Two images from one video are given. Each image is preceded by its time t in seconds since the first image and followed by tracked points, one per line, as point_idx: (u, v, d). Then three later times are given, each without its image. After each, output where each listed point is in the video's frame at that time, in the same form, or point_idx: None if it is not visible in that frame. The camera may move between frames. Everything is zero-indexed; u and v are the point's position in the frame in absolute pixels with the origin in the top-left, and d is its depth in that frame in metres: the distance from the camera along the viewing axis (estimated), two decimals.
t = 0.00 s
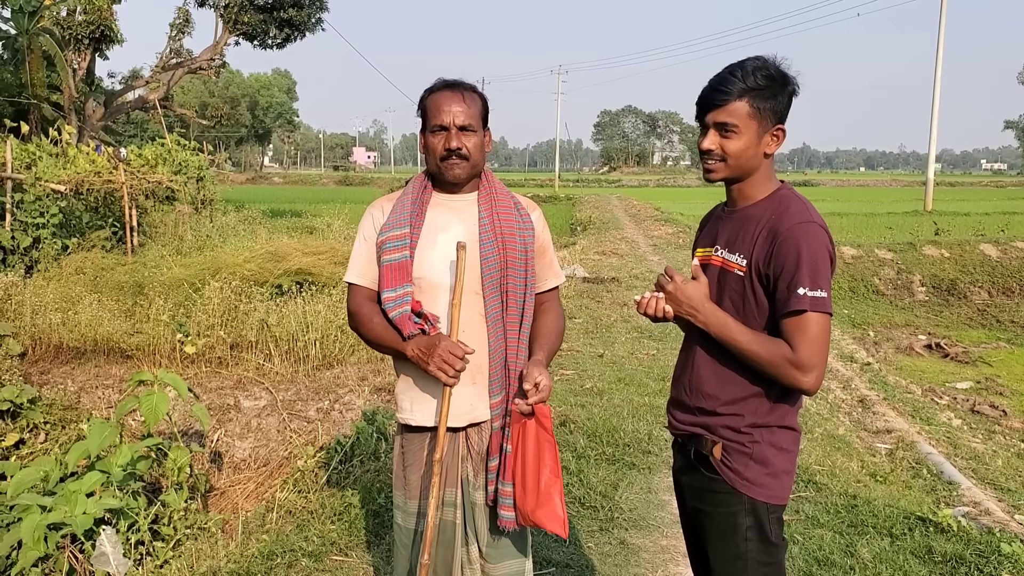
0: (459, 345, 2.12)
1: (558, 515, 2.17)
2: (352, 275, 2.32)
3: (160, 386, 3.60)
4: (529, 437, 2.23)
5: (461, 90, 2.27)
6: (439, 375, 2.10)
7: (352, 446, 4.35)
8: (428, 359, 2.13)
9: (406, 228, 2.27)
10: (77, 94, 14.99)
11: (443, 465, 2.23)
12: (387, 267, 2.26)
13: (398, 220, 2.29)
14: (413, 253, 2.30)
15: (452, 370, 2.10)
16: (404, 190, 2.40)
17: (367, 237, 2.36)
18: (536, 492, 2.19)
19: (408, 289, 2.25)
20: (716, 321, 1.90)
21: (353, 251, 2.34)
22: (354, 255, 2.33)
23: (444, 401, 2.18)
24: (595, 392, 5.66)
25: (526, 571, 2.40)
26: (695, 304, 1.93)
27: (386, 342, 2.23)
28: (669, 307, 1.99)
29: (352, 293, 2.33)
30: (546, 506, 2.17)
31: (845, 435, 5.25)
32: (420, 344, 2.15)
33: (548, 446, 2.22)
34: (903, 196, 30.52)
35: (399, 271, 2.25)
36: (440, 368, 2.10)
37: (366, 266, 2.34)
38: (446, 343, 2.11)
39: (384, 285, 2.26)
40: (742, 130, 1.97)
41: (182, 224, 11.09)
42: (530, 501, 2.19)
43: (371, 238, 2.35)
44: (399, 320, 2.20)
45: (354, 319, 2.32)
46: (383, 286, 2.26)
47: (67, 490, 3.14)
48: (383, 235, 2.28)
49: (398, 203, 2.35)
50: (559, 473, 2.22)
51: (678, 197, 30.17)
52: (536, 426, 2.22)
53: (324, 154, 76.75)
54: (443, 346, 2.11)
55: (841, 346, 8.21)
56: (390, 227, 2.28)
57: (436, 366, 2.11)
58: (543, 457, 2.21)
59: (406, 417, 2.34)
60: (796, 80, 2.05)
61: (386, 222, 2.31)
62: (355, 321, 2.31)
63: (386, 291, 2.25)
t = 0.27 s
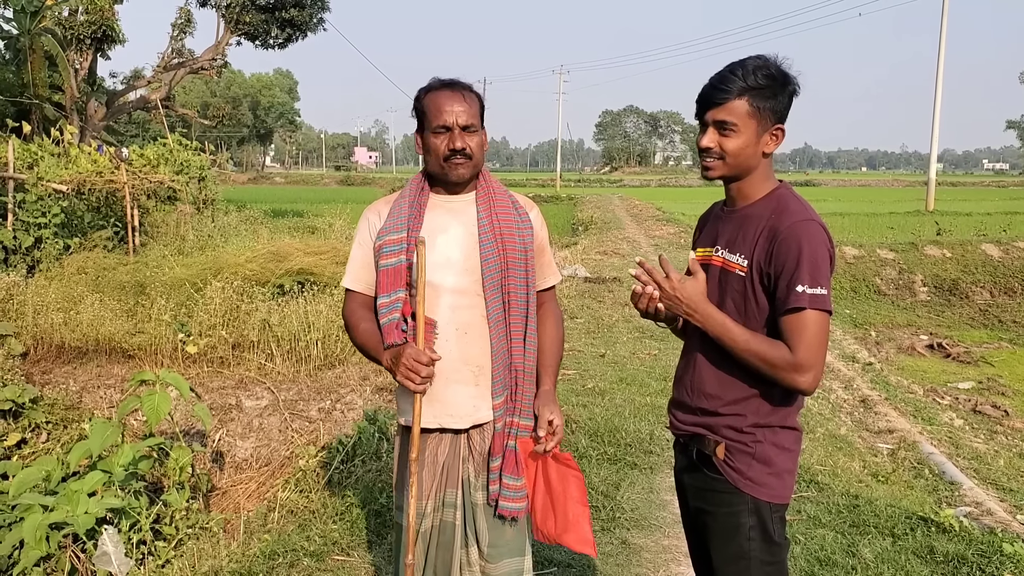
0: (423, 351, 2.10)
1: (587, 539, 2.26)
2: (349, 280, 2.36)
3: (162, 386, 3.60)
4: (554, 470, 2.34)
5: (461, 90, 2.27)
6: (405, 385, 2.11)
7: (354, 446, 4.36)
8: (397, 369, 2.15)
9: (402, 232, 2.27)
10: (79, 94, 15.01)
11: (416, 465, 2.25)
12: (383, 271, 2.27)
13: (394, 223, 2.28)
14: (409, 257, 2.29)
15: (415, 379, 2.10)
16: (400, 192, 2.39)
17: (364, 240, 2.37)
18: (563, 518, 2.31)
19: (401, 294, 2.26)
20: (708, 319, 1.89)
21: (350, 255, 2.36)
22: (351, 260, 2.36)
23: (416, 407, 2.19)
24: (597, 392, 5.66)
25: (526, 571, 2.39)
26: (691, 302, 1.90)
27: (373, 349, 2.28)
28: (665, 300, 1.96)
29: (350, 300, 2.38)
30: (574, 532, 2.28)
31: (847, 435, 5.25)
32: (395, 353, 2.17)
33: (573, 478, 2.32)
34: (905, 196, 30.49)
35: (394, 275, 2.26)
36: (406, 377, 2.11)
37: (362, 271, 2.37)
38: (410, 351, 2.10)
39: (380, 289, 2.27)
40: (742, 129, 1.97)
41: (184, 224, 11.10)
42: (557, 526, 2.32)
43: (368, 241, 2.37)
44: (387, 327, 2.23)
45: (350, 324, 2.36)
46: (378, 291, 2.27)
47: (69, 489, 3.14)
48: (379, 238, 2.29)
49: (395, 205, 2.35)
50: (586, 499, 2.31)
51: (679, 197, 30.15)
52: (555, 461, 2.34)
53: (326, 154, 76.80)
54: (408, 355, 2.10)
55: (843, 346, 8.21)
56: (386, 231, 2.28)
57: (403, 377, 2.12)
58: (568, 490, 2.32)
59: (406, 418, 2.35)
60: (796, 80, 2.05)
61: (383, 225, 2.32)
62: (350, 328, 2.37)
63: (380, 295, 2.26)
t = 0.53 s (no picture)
0: (409, 351, 2.11)
1: (589, 542, 2.41)
2: (343, 284, 2.37)
3: (163, 385, 3.60)
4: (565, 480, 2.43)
5: (456, 91, 2.28)
6: (391, 385, 2.11)
7: (355, 446, 4.37)
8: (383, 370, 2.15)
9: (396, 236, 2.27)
10: (80, 94, 15.01)
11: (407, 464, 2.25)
12: (377, 275, 2.27)
13: (388, 228, 2.29)
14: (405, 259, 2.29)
15: (401, 379, 2.11)
16: (393, 195, 2.39)
17: (358, 244, 2.37)
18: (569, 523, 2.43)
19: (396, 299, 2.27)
20: (707, 320, 1.92)
21: (344, 259, 2.37)
22: (345, 264, 2.36)
23: (403, 407, 2.19)
24: (597, 391, 5.66)
25: (525, 571, 2.40)
26: (699, 304, 1.94)
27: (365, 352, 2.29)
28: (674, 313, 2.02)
29: (345, 305, 2.39)
30: (578, 536, 2.42)
31: (848, 435, 5.25)
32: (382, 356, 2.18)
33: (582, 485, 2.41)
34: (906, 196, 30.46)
35: (388, 279, 2.26)
36: (393, 377, 2.11)
37: (355, 275, 2.37)
38: (395, 351, 2.11)
39: (375, 293, 2.27)
40: (736, 130, 1.98)
41: (185, 224, 11.10)
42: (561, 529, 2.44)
43: (362, 245, 2.37)
44: (381, 332, 2.24)
45: (344, 327, 2.37)
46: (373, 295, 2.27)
47: (70, 489, 3.14)
48: (374, 243, 2.29)
49: (389, 208, 2.35)
50: (593, 506, 2.43)
51: (680, 197, 30.14)
52: (564, 473, 2.43)
53: (327, 154, 76.84)
54: (393, 355, 2.11)
55: (844, 346, 8.21)
56: (381, 234, 2.28)
57: (389, 376, 2.12)
58: (578, 499, 2.42)
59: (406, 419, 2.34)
60: (791, 79, 2.05)
61: (377, 228, 2.32)
62: (344, 332, 2.38)
63: (375, 300, 2.27)
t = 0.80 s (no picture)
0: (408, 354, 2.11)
1: (592, 536, 2.42)
2: (336, 289, 2.37)
3: (164, 386, 3.60)
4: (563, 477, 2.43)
5: (451, 92, 2.29)
6: (392, 388, 2.11)
7: (356, 446, 4.38)
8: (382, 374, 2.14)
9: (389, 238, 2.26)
10: (81, 95, 15.04)
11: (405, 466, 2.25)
12: (371, 280, 2.26)
13: (379, 230, 2.28)
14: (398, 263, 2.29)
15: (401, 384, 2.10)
16: (384, 197, 2.39)
17: (349, 248, 2.37)
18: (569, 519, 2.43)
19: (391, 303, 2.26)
20: (713, 319, 1.91)
21: (336, 264, 2.36)
22: (338, 269, 2.36)
23: (403, 410, 2.18)
24: (599, 392, 5.66)
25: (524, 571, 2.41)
26: (688, 297, 1.94)
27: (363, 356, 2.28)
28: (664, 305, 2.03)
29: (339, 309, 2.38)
30: (582, 531, 2.41)
31: (849, 435, 5.25)
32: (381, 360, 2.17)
33: (581, 482, 2.42)
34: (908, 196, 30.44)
35: (383, 283, 2.25)
36: (392, 380, 2.10)
37: (348, 279, 2.37)
38: (394, 353, 2.11)
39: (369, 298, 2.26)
40: (727, 130, 1.99)
41: (186, 224, 11.12)
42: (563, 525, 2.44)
43: (354, 249, 2.36)
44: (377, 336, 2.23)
45: (338, 332, 2.36)
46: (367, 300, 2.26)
47: (72, 490, 3.15)
48: (366, 247, 2.28)
49: (379, 211, 2.34)
50: (593, 501, 2.43)
51: (681, 197, 30.14)
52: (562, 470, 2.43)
53: (328, 154, 76.89)
54: (392, 357, 2.10)
55: (845, 346, 8.21)
56: (372, 237, 2.27)
57: (390, 380, 2.12)
58: (578, 495, 2.42)
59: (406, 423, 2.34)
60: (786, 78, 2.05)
61: (368, 232, 2.31)
62: (339, 337, 2.37)
63: (369, 304, 2.26)
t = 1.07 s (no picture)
0: (401, 355, 2.09)
1: (584, 535, 2.42)
2: (322, 292, 2.34)
3: (164, 386, 3.59)
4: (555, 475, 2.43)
5: (437, 91, 2.29)
6: (384, 391, 2.08)
7: (356, 446, 4.38)
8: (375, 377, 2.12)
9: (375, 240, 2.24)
10: (81, 95, 15.04)
11: (399, 469, 2.24)
12: (360, 282, 2.24)
13: (365, 232, 2.26)
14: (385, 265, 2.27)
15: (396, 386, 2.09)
16: (368, 198, 2.37)
17: (334, 250, 2.35)
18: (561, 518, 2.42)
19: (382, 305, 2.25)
20: (713, 321, 1.89)
21: (321, 267, 2.34)
22: (322, 272, 2.34)
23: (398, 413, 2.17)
24: (598, 392, 5.65)
25: (519, 570, 2.41)
26: (689, 302, 1.92)
27: (355, 360, 2.25)
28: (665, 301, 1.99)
29: (326, 313, 2.36)
30: (573, 530, 2.41)
31: (849, 435, 5.24)
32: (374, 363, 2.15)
33: (574, 481, 2.40)
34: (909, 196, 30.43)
35: (372, 286, 2.24)
36: (387, 383, 2.08)
37: (334, 281, 2.34)
38: (385, 355, 2.09)
39: (359, 301, 2.25)
40: (718, 128, 2.00)
41: (186, 224, 11.11)
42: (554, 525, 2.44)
43: (340, 251, 2.34)
44: (370, 340, 2.22)
45: (326, 336, 2.34)
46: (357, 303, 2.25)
47: (71, 489, 3.14)
48: (352, 249, 2.26)
49: (363, 213, 2.32)
50: (586, 500, 2.42)
51: (682, 197, 30.15)
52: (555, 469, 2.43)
53: (328, 154, 76.89)
54: (382, 360, 2.08)
55: (846, 346, 8.19)
56: (358, 239, 2.25)
57: (382, 382, 2.08)
58: (571, 494, 2.41)
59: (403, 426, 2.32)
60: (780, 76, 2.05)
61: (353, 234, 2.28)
62: (328, 342, 2.34)
63: (360, 308, 2.24)
